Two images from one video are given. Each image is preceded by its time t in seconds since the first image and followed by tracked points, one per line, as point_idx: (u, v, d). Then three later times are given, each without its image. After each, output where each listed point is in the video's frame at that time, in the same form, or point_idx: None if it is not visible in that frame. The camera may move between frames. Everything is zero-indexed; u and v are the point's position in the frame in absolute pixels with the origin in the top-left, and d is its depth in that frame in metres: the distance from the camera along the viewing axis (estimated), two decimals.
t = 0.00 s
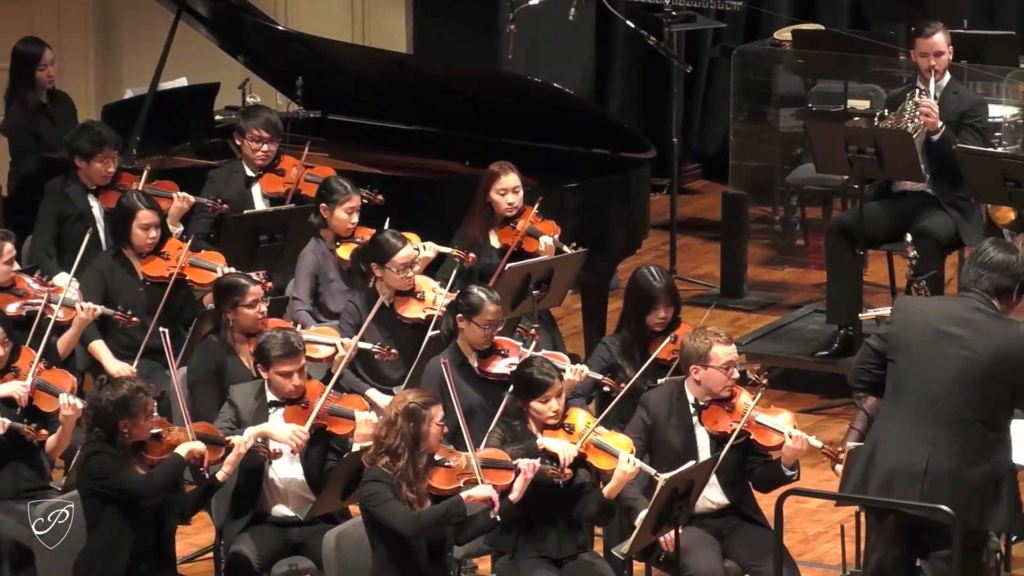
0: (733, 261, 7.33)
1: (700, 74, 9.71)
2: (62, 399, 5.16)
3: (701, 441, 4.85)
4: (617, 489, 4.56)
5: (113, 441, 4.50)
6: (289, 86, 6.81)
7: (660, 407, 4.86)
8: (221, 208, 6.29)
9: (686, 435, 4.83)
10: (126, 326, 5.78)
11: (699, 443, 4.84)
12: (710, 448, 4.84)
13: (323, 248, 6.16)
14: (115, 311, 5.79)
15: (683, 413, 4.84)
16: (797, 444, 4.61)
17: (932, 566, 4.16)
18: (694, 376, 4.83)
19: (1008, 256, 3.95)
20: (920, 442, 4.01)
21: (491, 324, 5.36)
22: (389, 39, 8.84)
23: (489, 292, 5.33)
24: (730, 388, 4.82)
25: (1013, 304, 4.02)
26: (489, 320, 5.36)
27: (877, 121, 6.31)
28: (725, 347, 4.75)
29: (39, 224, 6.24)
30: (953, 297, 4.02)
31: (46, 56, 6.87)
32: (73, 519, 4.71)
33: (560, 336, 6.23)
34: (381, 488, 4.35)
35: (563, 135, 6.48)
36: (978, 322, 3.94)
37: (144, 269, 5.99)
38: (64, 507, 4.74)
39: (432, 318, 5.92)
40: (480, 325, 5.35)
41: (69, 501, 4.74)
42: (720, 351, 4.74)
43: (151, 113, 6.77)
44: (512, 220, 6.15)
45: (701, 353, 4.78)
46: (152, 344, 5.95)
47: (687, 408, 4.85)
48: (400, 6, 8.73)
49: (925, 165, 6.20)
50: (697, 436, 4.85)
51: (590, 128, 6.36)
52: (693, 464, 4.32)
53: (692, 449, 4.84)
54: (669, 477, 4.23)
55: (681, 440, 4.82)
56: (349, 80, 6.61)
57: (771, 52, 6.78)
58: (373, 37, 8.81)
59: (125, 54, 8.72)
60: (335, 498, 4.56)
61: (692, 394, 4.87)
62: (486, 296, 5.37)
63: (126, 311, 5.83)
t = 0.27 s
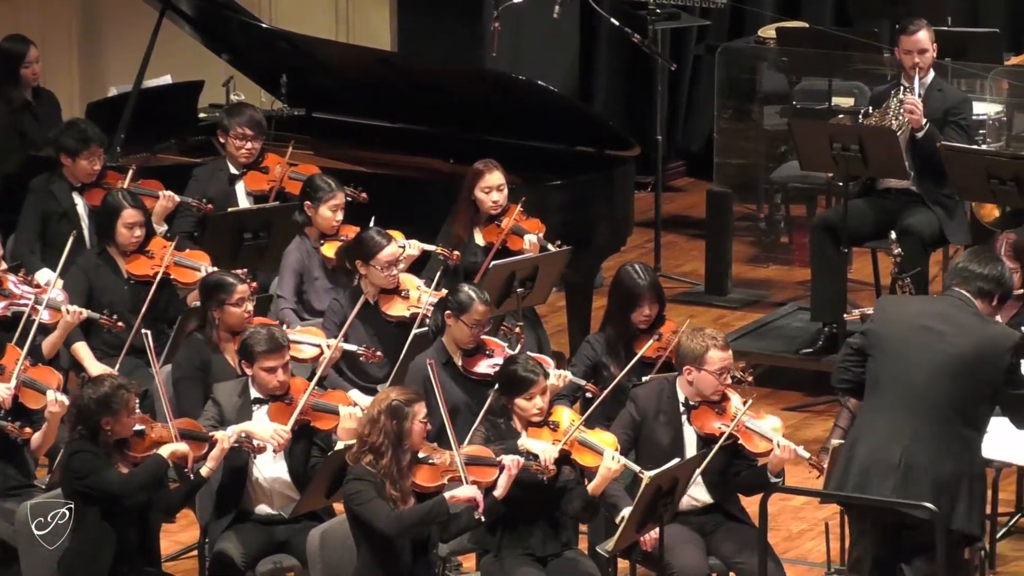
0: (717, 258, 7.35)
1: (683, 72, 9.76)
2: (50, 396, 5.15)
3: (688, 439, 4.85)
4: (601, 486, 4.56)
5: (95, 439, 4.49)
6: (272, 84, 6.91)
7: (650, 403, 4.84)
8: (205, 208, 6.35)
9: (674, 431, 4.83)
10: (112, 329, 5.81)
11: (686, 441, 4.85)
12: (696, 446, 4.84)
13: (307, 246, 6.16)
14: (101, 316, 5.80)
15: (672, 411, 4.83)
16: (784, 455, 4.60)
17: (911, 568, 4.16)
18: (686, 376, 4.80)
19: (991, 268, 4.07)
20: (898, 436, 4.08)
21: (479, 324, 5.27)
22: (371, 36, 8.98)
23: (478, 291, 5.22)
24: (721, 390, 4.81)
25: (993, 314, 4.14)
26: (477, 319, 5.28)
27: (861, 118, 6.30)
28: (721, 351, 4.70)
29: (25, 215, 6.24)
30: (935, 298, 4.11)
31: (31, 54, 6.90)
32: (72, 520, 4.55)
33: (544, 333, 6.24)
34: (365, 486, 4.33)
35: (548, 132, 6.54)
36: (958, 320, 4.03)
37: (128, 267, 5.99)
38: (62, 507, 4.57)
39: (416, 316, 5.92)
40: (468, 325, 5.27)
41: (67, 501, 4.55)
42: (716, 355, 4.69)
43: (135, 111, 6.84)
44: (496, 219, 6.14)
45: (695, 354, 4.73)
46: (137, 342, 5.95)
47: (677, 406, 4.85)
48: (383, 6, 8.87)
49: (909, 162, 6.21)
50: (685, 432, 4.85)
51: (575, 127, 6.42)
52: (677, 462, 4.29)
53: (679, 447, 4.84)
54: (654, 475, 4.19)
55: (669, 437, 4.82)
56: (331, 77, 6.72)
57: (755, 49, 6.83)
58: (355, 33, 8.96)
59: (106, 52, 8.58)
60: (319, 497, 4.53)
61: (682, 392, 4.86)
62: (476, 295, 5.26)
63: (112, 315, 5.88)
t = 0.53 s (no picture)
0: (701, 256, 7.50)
1: (668, 69, 9.80)
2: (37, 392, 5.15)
3: (681, 436, 4.80)
4: (586, 482, 4.53)
5: (78, 438, 4.46)
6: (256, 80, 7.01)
7: (645, 399, 4.78)
8: (194, 203, 6.37)
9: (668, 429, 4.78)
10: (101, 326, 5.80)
11: (679, 438, 4.79)
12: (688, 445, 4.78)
13: (293, 244, 6.17)
14: (91, 310, 5.79)
15: (666, 409, 4.77)
16: (778, 458, 4.54)
17: (887, 563, 4.14)
18: (684, 373, 4.73)
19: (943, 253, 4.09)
20: (871, 430, 4.09)
21: (465, 321, 5.21)
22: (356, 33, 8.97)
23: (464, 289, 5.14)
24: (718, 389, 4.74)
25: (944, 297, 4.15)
26: (463, 316, 5.22)
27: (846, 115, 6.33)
28: (722, 350, 4.64)
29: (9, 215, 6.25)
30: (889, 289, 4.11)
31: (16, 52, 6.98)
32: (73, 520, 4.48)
33: (530, 331, 6.23)
34: (347, 485, 4.32)
35: (531, 129, 6.61)
36: (915, 309, 4.04)
37: (113, 265, 6.00)
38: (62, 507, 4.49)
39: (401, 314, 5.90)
40: (455, 321, 5.20)
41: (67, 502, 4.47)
42: (717, 354, 4.63)
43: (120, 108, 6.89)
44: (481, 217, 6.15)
45: (694, 353, 4.67)
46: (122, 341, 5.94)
47: (671, 404, 4.78)
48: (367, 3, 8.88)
49: (893, 159, 6.22)
50: (678, 431, 4.79)
51: (559, 124, 6.50)
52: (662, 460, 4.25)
53: (671, 444, 4.78)
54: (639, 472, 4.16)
55: (664, 435, 4.77)
56: (315, 75, 6.82)
57: (739, 46, 6.92)
58: (340, 31, 8.96)
59: (91, 47, 8.59)
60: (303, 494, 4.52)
61: (678, 390, 4.79)
62: (462, 292, 5.20)
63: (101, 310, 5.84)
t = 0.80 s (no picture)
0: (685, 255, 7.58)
1: (653, 66, 9.85)
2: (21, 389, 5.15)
3: (675, 432, 4.74)
4: (573, 479, 4.47)
5: (60, 435, 4.43)
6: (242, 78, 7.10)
7: (639, 394, 4.71)
8: (183, 199, 6.35)
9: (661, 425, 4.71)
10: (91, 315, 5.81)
11: (672, 434, 4.74)
12: (682, 440, 4.74)
13: (279, 241, 6.18)
14: (81, 302, 5.80)
15: (660, 404, 4.71)
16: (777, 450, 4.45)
17: (862, 562, 4.02)
18: (678, 367, 4.67)
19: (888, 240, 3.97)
20: (837, 427, 3.98)
21: (448, 317, 5.22)
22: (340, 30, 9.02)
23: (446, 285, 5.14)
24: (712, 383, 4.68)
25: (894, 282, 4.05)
26: (445, 312, 5.22)
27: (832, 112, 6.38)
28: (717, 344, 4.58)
29: None
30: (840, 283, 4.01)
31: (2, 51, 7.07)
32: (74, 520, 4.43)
33: (516, 329, 6.21)
34: (331, 483, 4.29)
35: (515, 127, 6.71)
36: (869, 300, 3.94)
37: (98, 263, 5.98)
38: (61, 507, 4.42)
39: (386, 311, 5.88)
40: (437, 318, 5.20)
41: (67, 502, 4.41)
42: (711, 348, 4.57)
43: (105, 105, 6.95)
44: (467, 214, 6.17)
45: (688, 347, 4.60)
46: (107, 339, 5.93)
47: (664, 399, 4.73)
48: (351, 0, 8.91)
49: (879, 157, 6.25)
50: (671, 426, 4.73)
51: (543, 124, 6.58)
52: (648, 457, 4.18)
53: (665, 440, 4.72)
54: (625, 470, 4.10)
55: (658, 431, 4.71)
56: (301, 74, 6.92)
57: (725, 44, 7.05)
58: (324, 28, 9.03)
59: (78, 37, 8.57)
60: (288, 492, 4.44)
61: (671, 384, 4.73)
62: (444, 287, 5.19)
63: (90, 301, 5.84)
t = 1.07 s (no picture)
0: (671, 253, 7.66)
1: (637, 63, 9.91)
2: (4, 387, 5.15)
3: (660, 431, 4.70)
4: (557, 476, 4.43)
5: (43, 434, 4.38)
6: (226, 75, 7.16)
7: (623, 395, 4.68)
8: (167, 197, 6.39)
9: (647, 425, 4.67)
10: (79, 307, 5.81)
11: (659, 433, 4.70)
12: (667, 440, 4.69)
13: (263, 239, 6.19)
14: (68, 293, 5.80)
15: (644, 403, 4.67)
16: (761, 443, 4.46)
17: (835, 557, 4.04)
18: (658, 367, 4.66)
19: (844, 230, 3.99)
20: (801, 424, 3.98)
21: (429, 316, 5.19)
22: (324, 26, 9.12)
23: (428, 284, 5.13)
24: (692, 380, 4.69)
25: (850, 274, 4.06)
26: (426, 311, 5.20)
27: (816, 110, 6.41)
28: (697, 342, 4.57)
29: None
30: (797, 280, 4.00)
31: None
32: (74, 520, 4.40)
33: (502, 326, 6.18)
34: (317, 481, 4.25)
35: (499, 125, 6.80)
36: (826, 297, 3.94)
37: (82, 262, 5.97)
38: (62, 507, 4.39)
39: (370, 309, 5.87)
40: (418, 317, 5.18)
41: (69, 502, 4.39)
42: (691, 345, 4.56)
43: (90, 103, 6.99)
44: (453, 211, 6.16)
45: (669, 346, 4.58)
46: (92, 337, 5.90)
47: (647, 399, 4.70)
48: None
49: (863, 154, 6.30)
50: (655, 426, 4.70)
51: (528, 122, 6.67)
52: (633, 454, 4.14)
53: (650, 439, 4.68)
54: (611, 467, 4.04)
55: (644, 430, 4.67)
56: (285, 71, 6.97)
57: (710, 41, 7.15)
58: (308, 25, 9.12)
59: (61, 35, 8.59)
60: (273, 490, 4.39)
61: (653, 384, 4.71)
62: (425, 286, 5.18)
63: (77, 293, 5.84)
